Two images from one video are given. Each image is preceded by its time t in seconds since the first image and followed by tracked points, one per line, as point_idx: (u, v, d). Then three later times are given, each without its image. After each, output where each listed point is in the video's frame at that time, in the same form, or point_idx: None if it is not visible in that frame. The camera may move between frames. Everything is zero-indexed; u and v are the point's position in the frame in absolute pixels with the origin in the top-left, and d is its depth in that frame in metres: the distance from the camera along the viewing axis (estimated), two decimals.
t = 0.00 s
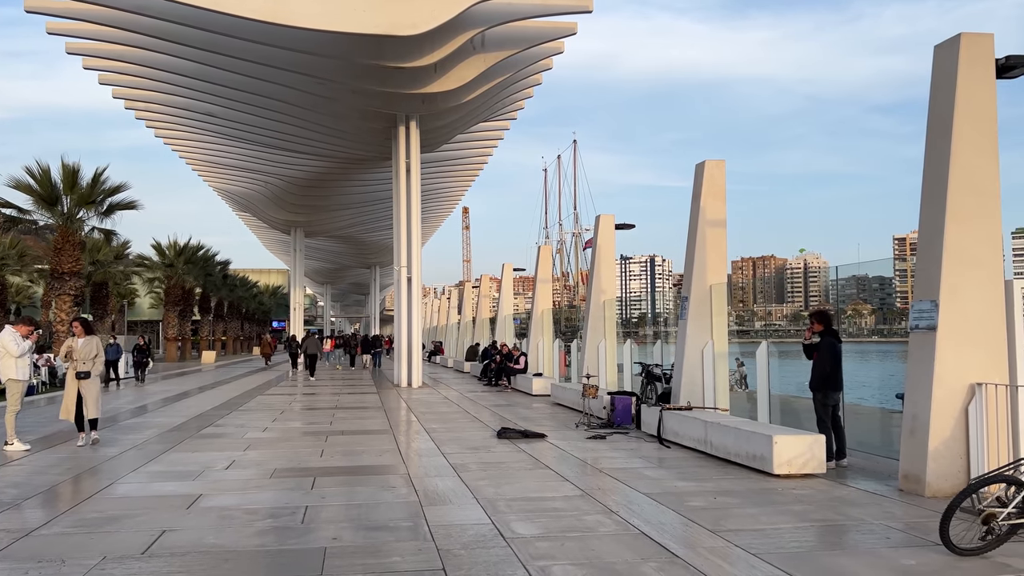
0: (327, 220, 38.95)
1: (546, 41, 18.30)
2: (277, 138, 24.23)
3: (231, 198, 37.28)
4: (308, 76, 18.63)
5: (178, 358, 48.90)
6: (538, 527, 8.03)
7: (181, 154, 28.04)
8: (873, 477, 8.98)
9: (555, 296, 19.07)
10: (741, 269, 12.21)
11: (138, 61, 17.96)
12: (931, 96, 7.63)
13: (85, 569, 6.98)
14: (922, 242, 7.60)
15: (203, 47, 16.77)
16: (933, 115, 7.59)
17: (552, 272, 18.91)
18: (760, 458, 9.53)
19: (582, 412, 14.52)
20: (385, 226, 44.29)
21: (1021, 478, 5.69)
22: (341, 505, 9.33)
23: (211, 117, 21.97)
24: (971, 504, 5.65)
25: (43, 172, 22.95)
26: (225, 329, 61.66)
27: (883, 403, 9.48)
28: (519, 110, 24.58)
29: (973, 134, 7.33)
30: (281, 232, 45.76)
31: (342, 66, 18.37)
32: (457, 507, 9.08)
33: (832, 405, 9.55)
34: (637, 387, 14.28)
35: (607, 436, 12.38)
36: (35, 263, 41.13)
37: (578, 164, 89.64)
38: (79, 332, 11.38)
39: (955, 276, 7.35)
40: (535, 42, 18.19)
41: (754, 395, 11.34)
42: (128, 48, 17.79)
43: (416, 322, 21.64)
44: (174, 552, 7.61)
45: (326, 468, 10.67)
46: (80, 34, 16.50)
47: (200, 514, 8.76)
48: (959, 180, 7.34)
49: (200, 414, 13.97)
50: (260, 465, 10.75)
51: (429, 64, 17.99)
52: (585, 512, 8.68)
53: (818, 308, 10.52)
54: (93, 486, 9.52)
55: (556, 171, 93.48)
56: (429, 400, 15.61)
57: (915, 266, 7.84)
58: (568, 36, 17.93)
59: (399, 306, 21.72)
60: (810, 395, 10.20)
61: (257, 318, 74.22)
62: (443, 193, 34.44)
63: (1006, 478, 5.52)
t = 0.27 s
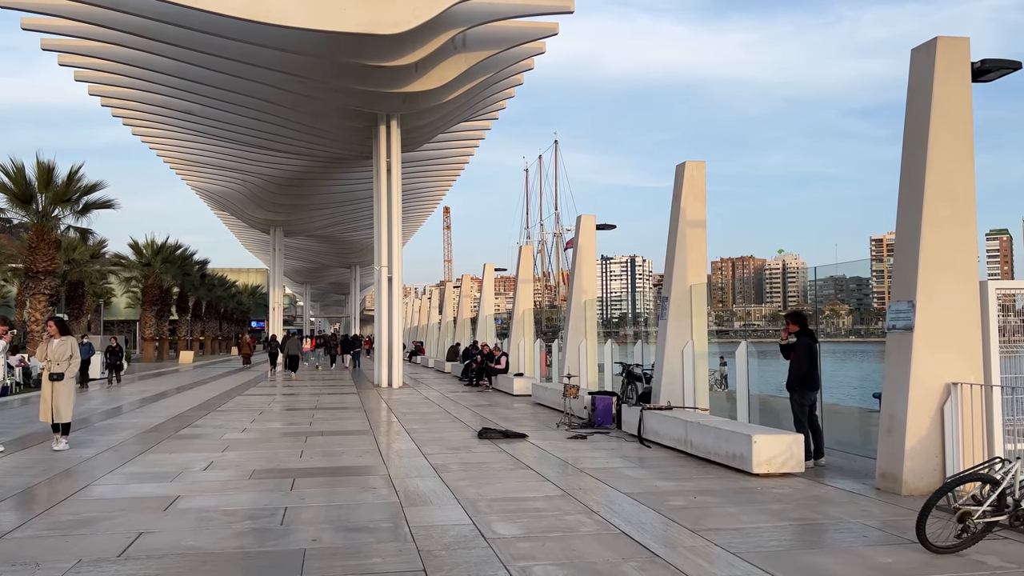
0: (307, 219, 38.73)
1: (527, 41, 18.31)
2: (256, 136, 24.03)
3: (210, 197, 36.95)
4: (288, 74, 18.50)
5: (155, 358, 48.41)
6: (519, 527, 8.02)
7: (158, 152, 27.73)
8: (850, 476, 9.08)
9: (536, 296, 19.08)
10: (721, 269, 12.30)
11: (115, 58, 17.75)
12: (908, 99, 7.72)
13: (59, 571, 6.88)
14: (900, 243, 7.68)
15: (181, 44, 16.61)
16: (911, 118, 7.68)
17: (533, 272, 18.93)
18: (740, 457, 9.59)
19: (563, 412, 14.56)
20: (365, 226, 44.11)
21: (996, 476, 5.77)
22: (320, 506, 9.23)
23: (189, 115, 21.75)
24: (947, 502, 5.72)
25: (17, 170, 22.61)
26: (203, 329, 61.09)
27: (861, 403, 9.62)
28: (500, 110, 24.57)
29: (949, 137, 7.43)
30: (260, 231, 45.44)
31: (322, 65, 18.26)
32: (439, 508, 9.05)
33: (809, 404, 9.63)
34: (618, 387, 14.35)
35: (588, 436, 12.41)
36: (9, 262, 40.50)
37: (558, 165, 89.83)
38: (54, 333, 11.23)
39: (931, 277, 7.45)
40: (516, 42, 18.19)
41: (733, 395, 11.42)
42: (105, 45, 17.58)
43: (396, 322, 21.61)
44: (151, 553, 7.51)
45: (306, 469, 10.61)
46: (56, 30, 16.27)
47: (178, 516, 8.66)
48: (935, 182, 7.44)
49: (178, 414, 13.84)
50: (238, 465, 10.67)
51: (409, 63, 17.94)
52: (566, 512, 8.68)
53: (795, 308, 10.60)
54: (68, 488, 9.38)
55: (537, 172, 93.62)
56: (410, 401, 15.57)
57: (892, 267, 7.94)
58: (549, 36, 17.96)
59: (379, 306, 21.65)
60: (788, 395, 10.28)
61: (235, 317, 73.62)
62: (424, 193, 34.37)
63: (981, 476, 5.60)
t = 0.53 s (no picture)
0: (287, 218, 38.46)
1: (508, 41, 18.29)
2: (235, 134, 23.82)
3: (188, 195, 36.57)
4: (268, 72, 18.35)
5: (133, 358, 47.89)
6: (500, 527, 8.01)
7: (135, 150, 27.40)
8: (829, 475, 9.17)
9: (517, 295, 19.08)
10: (701, 269, 12.35)
11: (92, 54, 17.53)
12: (886, 102, 7.79)
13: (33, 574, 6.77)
14: (878, 243, 7.76)
15: (159, 41, 16.43)
16: (889, 120, 7.75)
17: (515, 272, 18.92)
18: (720, 456, 9.65)
19: (544, 411, 14.58)
20: (346, 225, 43.89)
21: (971, 474, 5.85)
22: (299, 506, 9.15)
23: (167, 112, 21.51)
24: (924, 500, 5.78)
25: None
26: (181, 328, 60.45)
27: (840, 402, 9.74)
28: (481, 109, 24.54)
29: (926, 139, 7.51)
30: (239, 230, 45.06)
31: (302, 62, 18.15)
32: (420, 508, 9.02)
33: (787, 404, 9.71)
34: (599, 386, 14.40)
35: (569, 435, 12.43)
36: None
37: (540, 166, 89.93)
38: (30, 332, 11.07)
39: (909, 278, 7.53)
40: (498, 41, 18.17)
41: (713, 394, 11.49)
42: (81, 42, 17.35)
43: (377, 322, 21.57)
44: (128, 555, 7.41)
45: (286, 469, 10.53)
46: (31, 26, 16.03)
47: (155, 518, 8.56)
48: (912, 184, 7.53)
49: (156, 415, 13.70)
50: (217, 466, 10.57)
51: (391, 62, 17.86)
52: (547, 512, 8.68)
53: (775, 308, 10.76)
54: (43, 490, 9.24)
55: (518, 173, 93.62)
56: (391, 401, 15.51)
57: (870, 267, 8.02)
58: (530, 36, 17.95)
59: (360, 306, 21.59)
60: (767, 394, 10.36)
61: (214, 317, 72.97)
62: (406, 192, 34.26)
63: (957, 475, 5.67)
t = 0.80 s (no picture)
0: (265, 216, 38.17)
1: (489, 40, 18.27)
2: (213, 132, 23.60)
3: (165, 193, 36.18)
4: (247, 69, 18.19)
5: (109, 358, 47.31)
6: (481, 527, 8.00)
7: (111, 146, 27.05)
8: (806, 473, 9.25)
9: (499, 294, 19.06)
10: (681, 269, 12.41)
11: (68, 50, 17.29)
12: (864, 103, 7.87)
13: None
14: (855, 243, 7.84)
15: (136, 37, 16.23)
16: (866, 121, 7.82)
17: (496, 271, 18.89)
18: (699, 455, 9.70)
19: (524, 411, 14.58)
20: (325, 223, 43.63)
21: (946, 472, 5.92)
22: (278, 507, 9.06)
23: (143, 109, 21.26)
24: (900, 498, 5.85)
25: None
26: (158, 328, 59.78)
27: (819, 401, 9.81)
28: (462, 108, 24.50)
29: (902, 140, 7.58)
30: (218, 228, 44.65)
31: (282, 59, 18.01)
32: (400, 508, 8.97)
33: (764, 403, 9.79)
34: (580, 385, 14.43)
35: (550, 435, 12.43)
36: None
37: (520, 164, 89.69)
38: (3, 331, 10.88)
39: (885, 278, 7.61)
40: (479, 40, 18.13)
41: (692, 393, 11.55)
42: (56, 37, 17.11)
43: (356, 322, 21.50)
44: (103, 557, 7.31)
45: (264, 470, 10.44)
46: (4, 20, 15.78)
47: (131, 519, 8.45)
48: (889, 185, 7.60)
49: (132, 415, 13.54)
50: (195, 467, 10.46)
51: (371, 60, 17.76)
52: (527, 511, 8.68)
53: (753, 308, 10.74)
54: (16, 491, 9.09)
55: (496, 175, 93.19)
56: (370, 400, 15.43)
57: (848, 267, 8.09)
58: (511, 35, 17.95)
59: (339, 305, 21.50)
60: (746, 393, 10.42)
61: (191, 316, 72.24)
62: (386, 191, 34.12)
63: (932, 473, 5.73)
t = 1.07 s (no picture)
0: (242, 213, 37.81)
1: (468, 38, 18.22)
2: (189, 128, 23.34)
3: (140, 190, 35.72)
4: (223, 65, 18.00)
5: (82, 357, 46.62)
6: (459, 526, 7.97)
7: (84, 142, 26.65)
8: (782, 470, 9.33)
9: (478, 293, 19.03)
10: (659, 268, 12.46)
11: (40, 44, 17.03)
12: (840, 104, 7.94)
13: None
14: (831, 243, 7.91)
15: (109, 31, 16.00)
16: (842, 121, 7.89)
17: (475, 270, 18.85)
18: (676, 453, 9.75)
19: (503, 409, 14.57)
20: (303, 221, 43.30)
21: (918, 469, 5.99)
22: (254, 507, 8.97)
23: (117, 105, 20.96)
24: (873, 495, 5.92)
25: None
26: (132, 326, 58.98)
27: (794, 399, 9.91)
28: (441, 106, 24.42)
29: (877, 141, 7.66)
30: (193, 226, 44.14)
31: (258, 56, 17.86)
32: (377, 508, 8.92)
33: (740, 401, 9.87)
34: (558, 383, 14.44)
35: (528, 433, 12.44)
36: None
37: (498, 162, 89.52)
38: None
39: (860, 277, 7.69)
40: (458, 38, 18.09)
41: (670, 391, 11.62)
42: (28, 31, 16.84)
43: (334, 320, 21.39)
44: (75, 559, 7.19)
45: (240, 469, 10.34)
46: None
47: (104, 520, 8.32)
48: (864, 185, 7.68)
49: (106, 415, 13.35)
50: (169, 467, 10.33)
51: (350, 57, 17.64)
52: (505, 510, 8.67)
53: (731, 306, 10.87)
54: None
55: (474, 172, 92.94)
56: (348, 399, 15.34)
57: (823, 267, 8.16)
58: (490, 33, 17.91)
59: (316, 303, 21.35)
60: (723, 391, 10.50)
61: (166, 314, 71.37)
62: (364, 188, 33.92)
63: (904, 470, 5.80)
